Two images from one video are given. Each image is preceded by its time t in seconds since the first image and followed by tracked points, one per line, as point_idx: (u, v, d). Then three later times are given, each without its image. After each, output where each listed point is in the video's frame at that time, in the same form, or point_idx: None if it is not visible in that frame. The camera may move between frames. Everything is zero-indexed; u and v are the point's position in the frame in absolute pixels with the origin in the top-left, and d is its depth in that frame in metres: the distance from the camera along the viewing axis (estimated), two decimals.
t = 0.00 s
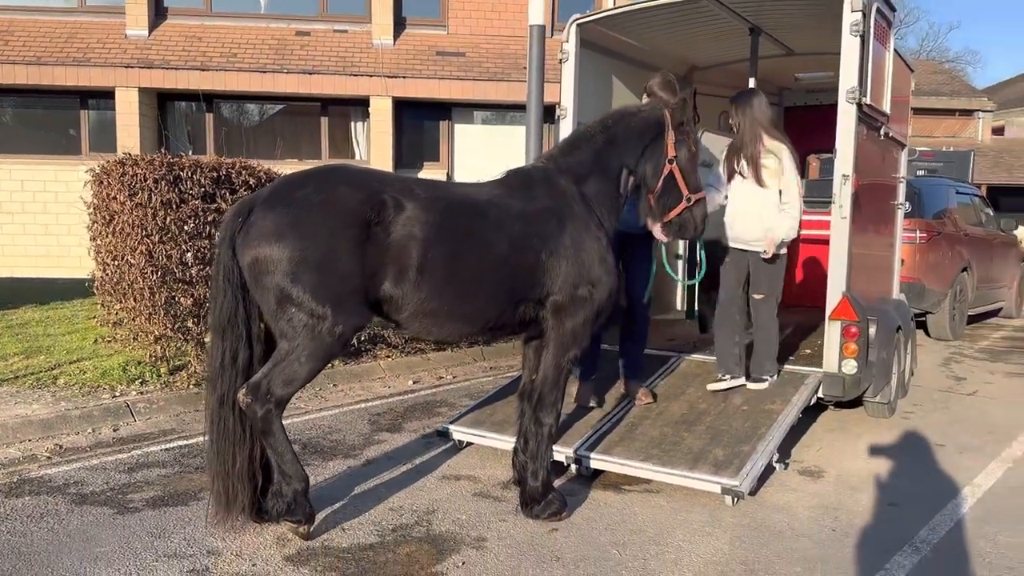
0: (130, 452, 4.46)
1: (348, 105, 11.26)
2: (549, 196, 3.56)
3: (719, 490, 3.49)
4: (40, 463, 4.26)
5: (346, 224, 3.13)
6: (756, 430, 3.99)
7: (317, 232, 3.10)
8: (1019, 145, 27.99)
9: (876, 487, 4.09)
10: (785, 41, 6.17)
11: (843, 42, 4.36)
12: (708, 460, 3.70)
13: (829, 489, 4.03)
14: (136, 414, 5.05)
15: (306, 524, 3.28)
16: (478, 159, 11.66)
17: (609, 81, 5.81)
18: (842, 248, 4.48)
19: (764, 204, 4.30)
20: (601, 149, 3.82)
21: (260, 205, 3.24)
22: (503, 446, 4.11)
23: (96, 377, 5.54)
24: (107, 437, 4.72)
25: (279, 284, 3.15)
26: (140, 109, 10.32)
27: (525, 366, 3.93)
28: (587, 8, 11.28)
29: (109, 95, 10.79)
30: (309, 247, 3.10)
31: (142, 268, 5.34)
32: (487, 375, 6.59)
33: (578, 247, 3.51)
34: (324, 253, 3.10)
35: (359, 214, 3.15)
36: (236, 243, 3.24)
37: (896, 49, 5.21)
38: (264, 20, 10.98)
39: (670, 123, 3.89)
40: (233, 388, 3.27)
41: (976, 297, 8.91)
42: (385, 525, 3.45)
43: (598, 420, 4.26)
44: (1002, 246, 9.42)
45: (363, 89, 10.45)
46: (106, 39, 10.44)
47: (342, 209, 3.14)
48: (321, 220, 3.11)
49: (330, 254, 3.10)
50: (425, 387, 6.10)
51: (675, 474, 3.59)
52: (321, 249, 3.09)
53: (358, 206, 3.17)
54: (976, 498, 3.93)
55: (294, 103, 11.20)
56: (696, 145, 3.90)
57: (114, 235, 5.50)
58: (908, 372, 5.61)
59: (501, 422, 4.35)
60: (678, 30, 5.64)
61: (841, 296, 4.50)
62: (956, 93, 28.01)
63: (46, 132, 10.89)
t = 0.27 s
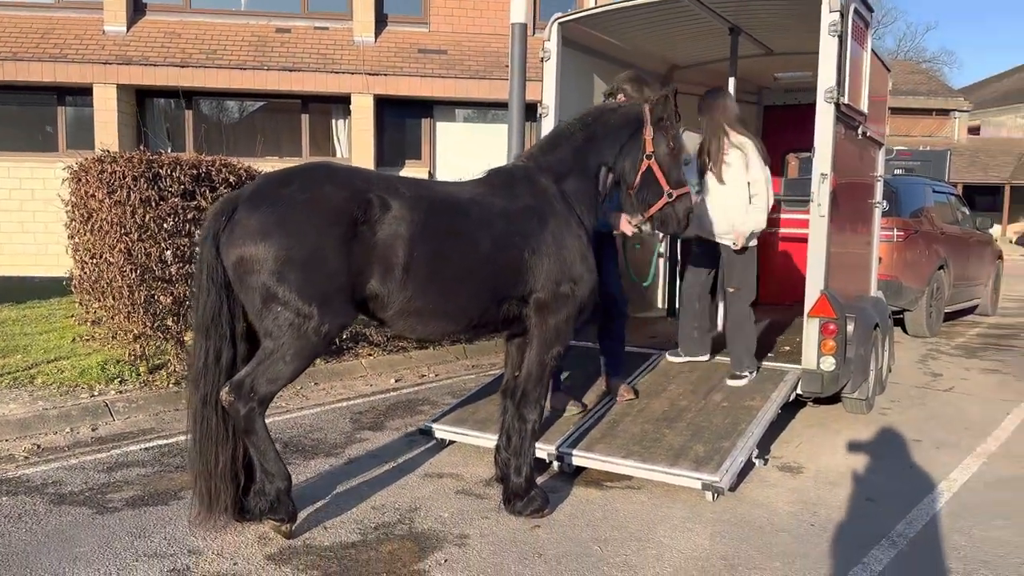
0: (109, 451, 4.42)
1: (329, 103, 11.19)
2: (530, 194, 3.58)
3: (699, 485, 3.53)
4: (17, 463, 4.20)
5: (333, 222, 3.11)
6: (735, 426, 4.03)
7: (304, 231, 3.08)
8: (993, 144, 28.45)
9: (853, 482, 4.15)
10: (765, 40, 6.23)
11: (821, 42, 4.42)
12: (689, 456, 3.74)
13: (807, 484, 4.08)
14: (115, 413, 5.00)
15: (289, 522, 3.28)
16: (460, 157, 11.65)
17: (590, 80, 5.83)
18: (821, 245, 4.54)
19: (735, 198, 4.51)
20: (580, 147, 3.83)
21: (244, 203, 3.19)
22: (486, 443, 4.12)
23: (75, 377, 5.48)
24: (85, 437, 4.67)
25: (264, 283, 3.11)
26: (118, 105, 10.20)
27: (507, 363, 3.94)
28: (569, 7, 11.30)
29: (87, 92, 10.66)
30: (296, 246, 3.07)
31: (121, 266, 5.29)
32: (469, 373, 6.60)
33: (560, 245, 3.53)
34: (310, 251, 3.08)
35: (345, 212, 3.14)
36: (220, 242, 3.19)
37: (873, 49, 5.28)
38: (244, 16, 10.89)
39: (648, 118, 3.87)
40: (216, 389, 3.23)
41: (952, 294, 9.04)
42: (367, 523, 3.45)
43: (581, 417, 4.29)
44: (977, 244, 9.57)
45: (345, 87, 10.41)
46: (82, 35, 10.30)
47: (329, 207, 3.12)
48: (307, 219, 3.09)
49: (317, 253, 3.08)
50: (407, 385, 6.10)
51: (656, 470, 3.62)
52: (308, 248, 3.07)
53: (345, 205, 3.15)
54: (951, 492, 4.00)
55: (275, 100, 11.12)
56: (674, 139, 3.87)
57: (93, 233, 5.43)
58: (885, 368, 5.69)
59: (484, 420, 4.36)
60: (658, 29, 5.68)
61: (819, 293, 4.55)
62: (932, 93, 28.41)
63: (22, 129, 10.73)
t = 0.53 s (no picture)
0: (89, 453, 4.37)
1: (313, 102, 11.13)
2: (513, 195, 3.58)
3: (681, 486, 3.54)
4: None
5: (321, 223, 3.09)
6: (717, 427, 4.06)
7: (292, 231, 3.05)
8: (973, 146, 28.82)
9: (833, 483, 4.18)
10: (747, 43, 6.26)
11: (802, 45, 4.45)
12: (671, 457, 3.75)
13: (787, 485, 4.11)
14: (94, 415, 4.95)
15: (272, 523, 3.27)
16: (445, 157, 11.63)
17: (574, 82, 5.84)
18: (801, 247, 4.58)
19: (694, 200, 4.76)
20: (559, 147, 3.82)
21: (229, 203, 3.14)
22: (469, 445, 4.11)
23: (53, 378, 5.41)
24: (64, 439, 4.62)
25: (251, 284, 3.09)
26: (99, 104, 10.09)
27: (490, 364, 3.94)
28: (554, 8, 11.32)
29: (67, 90, 10.53)
30: (283, 246, 3.05)
31: (101, 266, 5.23)
32: (453, 374, 6.59)
33: (543, 245, 3.54)
34: (298, 252, 3.06)
35: (333, 213, 3.12)
36: (205, 242, 3.14)
37: (855, 53, 5.32)
38: (227, 14, 10.81)
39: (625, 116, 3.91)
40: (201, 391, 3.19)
41: (932, 296, 9.15)
42: (348, 525, 3.44)
43: (563, 418, 4.30)
44: (957, 246, 9.69)
45: (329, 86, 10.36)
46: (63, 32, 10.18)
47: (316, 208, 3.10)
48: (295, 219, 3.06)
49: (305, 253, 3.06)
50: (390, 386, 6.08)
51: (638, 472, 3.63)
52: (295, 248, 3.05)
53: (332, 205, 3.13)
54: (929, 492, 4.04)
55: (259, 99, 11.05)
56: (652, 135, 3.91)
57: (73, 233, 5.36)
58: (865, 369, 5.74)
59: (467, 422, 4.35)
60: (642, 31, 5.69)
61: (800, 295, 4.59)
62: (914, 95, 28.73)
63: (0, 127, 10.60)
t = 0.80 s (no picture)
0: (76, 456, 4.33)
1: (304, 103, 11.10)
2: (501, 198, 3.58)
3: (670, 489, 3.54)
4: None
5: (314, 225, 3.07)
6: (707, 430, 4.06)
7: (284, 233, 3.04)
8: (963, 150, 29.01)
9: (822, 486, 4.19)
10: (739, 46, 6.28)
11: (793, 49, 4.46)
12: (661, 460, 3.75)
13: (777, 488, 4.11)
14: (82, 416, 4.91)
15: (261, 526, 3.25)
16: (438, 159, 11.62)
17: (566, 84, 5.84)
18: (792, 250, 4.59)
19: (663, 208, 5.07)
20: (546, 147, 3.81)
21: (220, 205, 3.12)
22: (459, 447, 4.10)
23: (41, 380, 5.36)
24: (51, 441, 4.58)
25: (243, 287, 3.07)
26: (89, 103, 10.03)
27: (480, 365, 3.93)
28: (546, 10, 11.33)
29: (57, 89, 10.47)
30: (275, 249, 3.03)
31: (90, 267, 5.19)
32: (444, 376, 6.57)
33: (530, 247, 3.54)
34: (290, 254, 3.04)
35: (325, 215, 3.10)
36: (196, 245, 3.11)
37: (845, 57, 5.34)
38: (218, 14, 10.77)
39: (610, 111, 3.89)
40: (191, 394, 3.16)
41: (922, 299, 9.18)
42: (337, 529, 3.42)
43: (554, 420, 4.30)
44: (947, 249, 9.74)
45: (321, 87, 10.33)
46: (52, 31, 10.12)
47: (308, 209, 3.08)
48: (287, 222, 3.04)
49: (297, 255, 3.04)
50: (381, 388, 6.06)
51: (628, 475, 3.63)
52: (287, 250, 3.03)
53: (324, 207, 3.11)
54: (918, 496, 4.06)
55: (250, 99, 11.00)
56: (638, 129, 3.86)
57: (62, 234, 5.32)
58: (855, 372, 5.77)
59: (456, 425, 4.34)
60: (633, 34, 5.70)
61: (790, 297, 4.60)
62: (904, 99, 28.89)
63: None
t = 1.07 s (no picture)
0: (77, 458, 4.34)
1: (305, 106, 11.12)
2: (501, 201, 3.59)
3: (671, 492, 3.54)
4: None
5: (315, 229, 3.08)
6: (707, 433, 4.06)
7: (286, 237, 3.04)
8: (962, 154, 29.06)
9: (822, 489, 4.19)
10: (738, 50, 6.30)
11: (794, 53, 4.48)
12: (661, 463, 3.75)
13: (777, 492, 4.12)
14: (83, 418, 4.92)
15: (261, 529, 3.25)
16: (438, 162, 11.64)
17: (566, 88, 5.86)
18: (792, 254, 4.60)
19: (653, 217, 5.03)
20: (545, 151, 3.82)
21: (222, 208, 3.13)
22: (460, 450, 4.10)
23: (42, 382, 5.37)
24: (52, 443, 4.58)
25: (244, 290, 3.07)
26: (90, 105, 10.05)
27: (480, 368, 3.94)
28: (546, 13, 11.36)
29: (58, 91, 10.48)
30: (277, 252, 3.04)
31: (91, 269, 5.20)
32: (444, 379, 6.58)
33: (530, 250, 3.55)
34: (292, 257, 3.04)
35: (327, 219, 3.11)
36: (197, 248, 3.12)
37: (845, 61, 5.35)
38: (219, 17, 10.79)
39: (609, 114, 3.87)
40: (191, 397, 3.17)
41: (921, 302, 9.19)
42: (337, 531, 3.42)
43: (555, 423, 4.31)
44: (946, 253, 9.76)
45: (321, 90, 10.35)
46: (53, 33, 10.14)
47: (310, 213, 3.09)
48: (289, 225, 3.05)
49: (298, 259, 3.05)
50: (381, 391, 6.06)
51: (628, 478, 3.63)
52: (289, 254, 3.04)
53: (326, 211, 3.12)
54: (918, 500, 4.06)
55: (250, 102, 11.02)
56: (637, 130, 3.84)
57: (63, 236, 5.33)
58: (855, 375, 5.77)
59: (456, 427, 4.35)
60: (633, 38, 5.72)
61: (790, 301, 4.61)
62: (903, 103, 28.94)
63: None
